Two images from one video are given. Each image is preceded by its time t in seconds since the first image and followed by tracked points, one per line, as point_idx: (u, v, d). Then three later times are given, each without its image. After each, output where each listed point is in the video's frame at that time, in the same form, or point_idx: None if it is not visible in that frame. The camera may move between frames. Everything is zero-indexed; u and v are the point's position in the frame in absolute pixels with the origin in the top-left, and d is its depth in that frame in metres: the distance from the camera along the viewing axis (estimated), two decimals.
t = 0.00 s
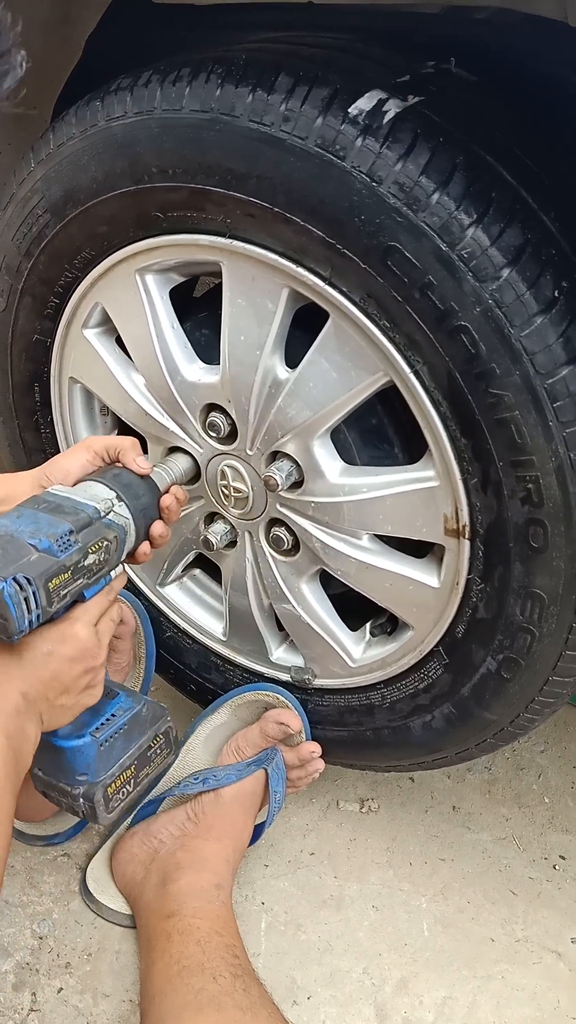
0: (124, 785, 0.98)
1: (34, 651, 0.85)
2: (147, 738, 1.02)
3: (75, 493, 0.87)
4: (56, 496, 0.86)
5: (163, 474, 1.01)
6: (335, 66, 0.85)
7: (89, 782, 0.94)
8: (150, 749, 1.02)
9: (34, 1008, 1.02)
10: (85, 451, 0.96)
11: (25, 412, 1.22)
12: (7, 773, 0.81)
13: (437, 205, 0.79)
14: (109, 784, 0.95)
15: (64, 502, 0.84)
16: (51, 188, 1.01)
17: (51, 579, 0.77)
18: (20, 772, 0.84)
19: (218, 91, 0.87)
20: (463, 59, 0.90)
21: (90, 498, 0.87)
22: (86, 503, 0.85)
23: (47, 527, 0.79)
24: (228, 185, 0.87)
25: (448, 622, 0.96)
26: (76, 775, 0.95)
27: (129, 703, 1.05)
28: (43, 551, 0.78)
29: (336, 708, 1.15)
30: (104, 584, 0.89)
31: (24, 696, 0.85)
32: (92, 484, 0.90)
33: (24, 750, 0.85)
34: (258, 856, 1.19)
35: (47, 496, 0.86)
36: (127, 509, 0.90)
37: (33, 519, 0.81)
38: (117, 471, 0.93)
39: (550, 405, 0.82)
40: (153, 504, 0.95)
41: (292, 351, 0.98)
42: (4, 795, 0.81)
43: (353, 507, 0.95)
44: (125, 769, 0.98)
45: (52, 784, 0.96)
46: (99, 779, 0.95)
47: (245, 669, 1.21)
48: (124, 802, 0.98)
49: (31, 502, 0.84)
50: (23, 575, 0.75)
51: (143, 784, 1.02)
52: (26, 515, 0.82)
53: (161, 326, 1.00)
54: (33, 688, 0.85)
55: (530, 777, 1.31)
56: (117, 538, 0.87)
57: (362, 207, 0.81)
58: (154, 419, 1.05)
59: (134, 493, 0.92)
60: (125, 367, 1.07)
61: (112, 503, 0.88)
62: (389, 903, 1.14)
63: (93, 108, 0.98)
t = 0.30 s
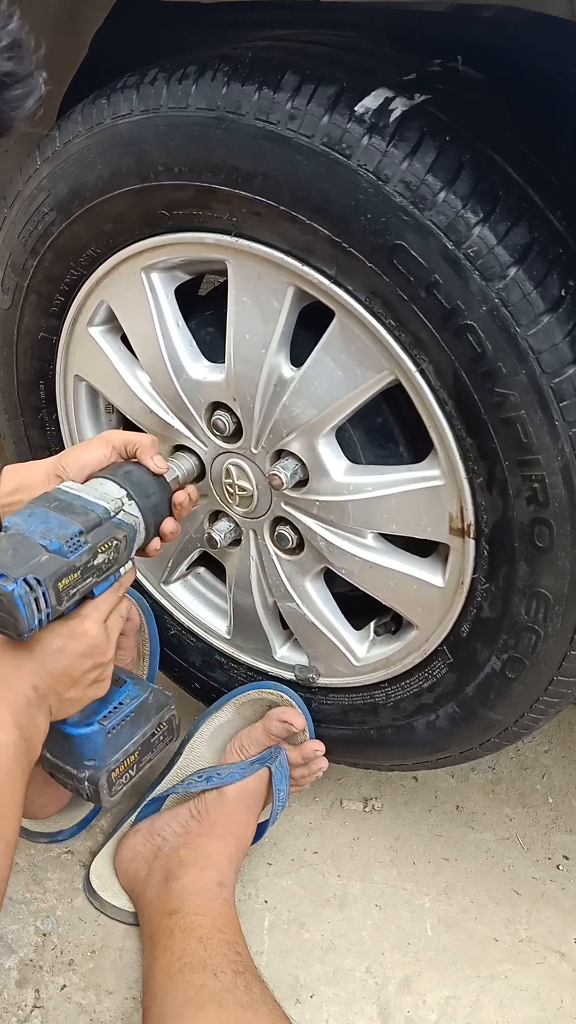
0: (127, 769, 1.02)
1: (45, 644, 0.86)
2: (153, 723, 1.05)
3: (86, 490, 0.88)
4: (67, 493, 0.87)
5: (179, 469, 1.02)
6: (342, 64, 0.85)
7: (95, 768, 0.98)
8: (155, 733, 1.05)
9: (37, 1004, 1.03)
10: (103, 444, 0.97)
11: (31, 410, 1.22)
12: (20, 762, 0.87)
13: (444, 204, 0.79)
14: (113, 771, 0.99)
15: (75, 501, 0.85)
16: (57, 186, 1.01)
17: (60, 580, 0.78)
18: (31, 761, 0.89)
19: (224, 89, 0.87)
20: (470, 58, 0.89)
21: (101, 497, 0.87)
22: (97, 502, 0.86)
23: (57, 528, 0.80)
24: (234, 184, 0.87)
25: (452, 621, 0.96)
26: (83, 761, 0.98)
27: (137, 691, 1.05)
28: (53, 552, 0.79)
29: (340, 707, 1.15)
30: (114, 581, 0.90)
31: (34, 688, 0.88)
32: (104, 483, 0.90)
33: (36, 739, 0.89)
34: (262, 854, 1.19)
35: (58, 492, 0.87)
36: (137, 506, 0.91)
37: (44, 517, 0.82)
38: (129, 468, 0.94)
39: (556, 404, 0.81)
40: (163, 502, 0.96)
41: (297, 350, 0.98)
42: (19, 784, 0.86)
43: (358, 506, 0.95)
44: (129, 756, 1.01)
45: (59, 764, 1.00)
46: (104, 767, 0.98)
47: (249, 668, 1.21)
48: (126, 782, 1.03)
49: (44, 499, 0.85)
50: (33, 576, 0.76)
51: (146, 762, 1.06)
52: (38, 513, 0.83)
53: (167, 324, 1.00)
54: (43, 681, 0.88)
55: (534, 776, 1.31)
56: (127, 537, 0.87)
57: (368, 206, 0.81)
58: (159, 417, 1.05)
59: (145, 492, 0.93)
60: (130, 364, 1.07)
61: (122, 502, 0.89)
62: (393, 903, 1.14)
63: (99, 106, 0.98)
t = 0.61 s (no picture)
0: (121, 771, 0.98)
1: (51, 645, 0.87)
2: (147, 726, 1.01)
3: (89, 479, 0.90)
4: (71, 481, 0.89)
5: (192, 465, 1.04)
6: (346, 58, 0.85)
7: (87, 766, 0.95)
8: (149, 737, 1.00)
9: (40, 1000, 1.03)
10: (111, 436, 1.01)
11: (34, 407, 1.22)
12: (9, 751, 0.86)
13: (448, 199, 0.79)
14: (105, 770, 0.95)
15: (77, 488, 0.88)
16: (61, 182, 1.01)
17: (59, 562, 0.80)
18: (21, 745, 0.88)
19: (228, 84, 0.87)
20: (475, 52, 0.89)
21: (103, 485, 0.89)
22: (99, 490, 0.88)
23: (59, 512, 0.83)
24: (238, 179, 0.87)
25: (456, 619, 0.96)
26: (74, 758, 0.96)
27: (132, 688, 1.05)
28: (53, 535, 0.81)
29: (343, 704, 1.14)
30: (112, 570, 0.90)
31: (26, 670, 0.87)
32: (108, 473, 0.93)
33: (25, 728, 0.89)
34: (265, 851, 1.19)
35: (62, 481, 0.90)
36: (139, 498, 0.92)
37: (46, 502, 0.84)
38: (134, 462, 0.96)
39: (561, 401, 0.81)
40: (167, 496, 0.97)
41: (301, 347, 0.97)
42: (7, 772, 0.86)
43: (361, 502, 0.95)
44: (121, 758, 0.97)
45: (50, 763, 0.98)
46: (95, 765, 0.95)
47: (252, 665, 1.21)
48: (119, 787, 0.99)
49: (47, 487, 0.88)
50: (32, 555, 0.78)
51: (143, 767, 1.02)
52: (40, 500, 0.85)
53: (170, 320, 0.99)
54: (35, 664, 0.88)
55: (537, 775, 1.30)
56: (128, 526, 0.89)
57: (373, 201, 0.80)
58: (163, 414, 1.05)
59: (148, 485, 0.94)
60: (134, 361, 1.07)
61: (124, 491, 0.91)
62: (395, 900, 1.14)
63: (102, 102, 0.97)
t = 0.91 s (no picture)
0: (138, 755, 1.05)
1: (50, 643, 0.87)
2: (158, 710, 1.07)
3: (89, 491, 0.88)
4: (70, 495, 0.87)
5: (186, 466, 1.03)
6: (348, 51, 0.84)
7: (106, 757, 1.01)
8: (164, 721, 1.07)
9: (41, 995, 1.03)
10: (108, 439, 1.04)
11: (36, 402, 1.22)
12: (24, 755, 0.87)
13: (451, 193, 0.78)
14: (124, 759, 1.02)
15: (78, 503, 0.85)
16: (61, 176, 1.01)
17: (65, 585, 0.79)
18: (36, 754, 0.89)
19: (229, 77, 0.86)
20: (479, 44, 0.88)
21: (103, 498, 0.87)
22: (99, 504, 0.86)
23: (59, 534, 0.81)
24: (239, 172, 0.86)
25: (458, 615, 0.96)
26: (95, 749, 1.01)
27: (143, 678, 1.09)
28: (56, 559, 0.79)
29: (345, 701, 1.14)
30: (118, 580, 0.89)
31: (40, 682, 0.89)
32: (107, 483, 0.90)
33: (41, 734, 0.90)
34: (266, 847, 1.19)
35: (62, 495, 0.87)
36: (141, 506, 0.90)
37: (47, 522, 0.83)
38: (131, 466, 0.93)
39: (564, 397, 0.80)
40: (168, 501, 0.94)
41: (302, 342, 0.97)
42: (24, 775, 0.86)
43: (363, 499, 0.94)
44: (139, 743, 1.04)
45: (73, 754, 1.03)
46: (114, 756, 1.01)
47: (254, 660, 1.21)
48: (138, 769, 1.05)
49: (46, 504, 0.86)
50: (36, 585, 0.77)
51: (159, 747, 1.08)
52: (41, 519, 0.83)
53: (171, 315, 0.99)
54: (48, 679, 0.90)
55: (540, 772, 1.30)
56: (131, 538, 0.87)
57: (375, 195, 0.80)
58: (164, 409, 1.04)
59: (149, 492, 0.91)
60: (135, 356, 1.06)
61: (125, 503, 0.88)
62: (397, 897, 1.14)
63: (103, 95, 0.97)
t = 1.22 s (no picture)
0: (87, 792, 1.05)
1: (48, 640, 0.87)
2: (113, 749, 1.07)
3: (58, 528, 0.78)
4: (38, 528, 0.78)
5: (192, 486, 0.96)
6: (349, 40, 0.83)
7: (49, 794, 1.01)
8: (119, 758, 1.08)
9: (41, 990, 1.03)
10: (94, 463, 0.96)
11: (35, 396, 1.21)
12: None
13: (453, 184, 0.77)
14: (69, 797, 1.02)
15: (43, 543, 0.76)
16: (60, 168, 1.00)
17: (13, 637, 0.73)
18: None
19: (229, 67, 0.85)
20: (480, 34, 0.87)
21: (72, 540, 0.77)
22: (65, 547, 0.77)
23: (16, 580, 0.73)
24: (239, 164, 0.86)
25: (459, 610, 0.95)
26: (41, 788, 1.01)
27: (99, 717, 1.08)
28: (9, 608, 0.73)
29: (345, 696, 1.14)
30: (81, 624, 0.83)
31: None
32: (80, 519, 0.80)
33: None
34: (267, 842, 1.19)
35: (30, 526, 0.78)
36: (112, 549, 0.80)
37: (8, 557, 0.75)
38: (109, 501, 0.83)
39: (566, 390, 0.80)
40: (145, 545, 0.83)
41: (302, 335, 0.96)
42: None
43: (364, 493, 0.94)
44: (88, 781, 1.04)
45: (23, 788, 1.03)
46: (58, 794, 1.01)
47: (254, 655, 1.20)
48: (85, 804, 1.07)
49: (12, 534, 0.77)
50: None
51: (108, 784, 1.09)
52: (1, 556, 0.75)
53: (171, 308, 0.98)
54: None
55: (541, 766, 1.29)
56: (97, 583, 0.79)
57: (375, 187, 0.79)
58: (163, 403, 1.04)
59: (122, 536, 0.81)
60: (134, 350, 1.06)
61: (94, 547, 0.78)
62: (398, 892, 1.14)
63: (101, 86, 0.96)
